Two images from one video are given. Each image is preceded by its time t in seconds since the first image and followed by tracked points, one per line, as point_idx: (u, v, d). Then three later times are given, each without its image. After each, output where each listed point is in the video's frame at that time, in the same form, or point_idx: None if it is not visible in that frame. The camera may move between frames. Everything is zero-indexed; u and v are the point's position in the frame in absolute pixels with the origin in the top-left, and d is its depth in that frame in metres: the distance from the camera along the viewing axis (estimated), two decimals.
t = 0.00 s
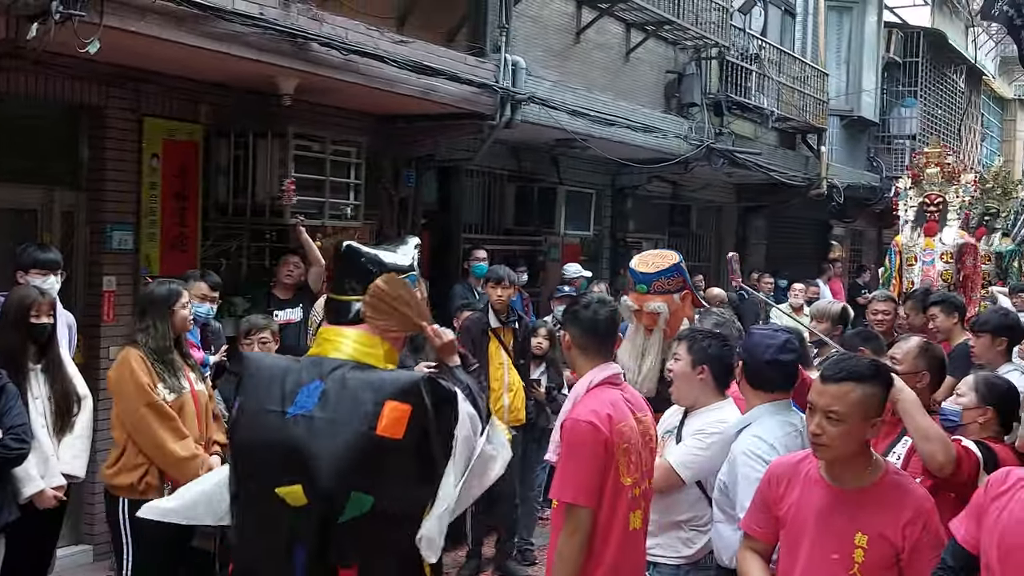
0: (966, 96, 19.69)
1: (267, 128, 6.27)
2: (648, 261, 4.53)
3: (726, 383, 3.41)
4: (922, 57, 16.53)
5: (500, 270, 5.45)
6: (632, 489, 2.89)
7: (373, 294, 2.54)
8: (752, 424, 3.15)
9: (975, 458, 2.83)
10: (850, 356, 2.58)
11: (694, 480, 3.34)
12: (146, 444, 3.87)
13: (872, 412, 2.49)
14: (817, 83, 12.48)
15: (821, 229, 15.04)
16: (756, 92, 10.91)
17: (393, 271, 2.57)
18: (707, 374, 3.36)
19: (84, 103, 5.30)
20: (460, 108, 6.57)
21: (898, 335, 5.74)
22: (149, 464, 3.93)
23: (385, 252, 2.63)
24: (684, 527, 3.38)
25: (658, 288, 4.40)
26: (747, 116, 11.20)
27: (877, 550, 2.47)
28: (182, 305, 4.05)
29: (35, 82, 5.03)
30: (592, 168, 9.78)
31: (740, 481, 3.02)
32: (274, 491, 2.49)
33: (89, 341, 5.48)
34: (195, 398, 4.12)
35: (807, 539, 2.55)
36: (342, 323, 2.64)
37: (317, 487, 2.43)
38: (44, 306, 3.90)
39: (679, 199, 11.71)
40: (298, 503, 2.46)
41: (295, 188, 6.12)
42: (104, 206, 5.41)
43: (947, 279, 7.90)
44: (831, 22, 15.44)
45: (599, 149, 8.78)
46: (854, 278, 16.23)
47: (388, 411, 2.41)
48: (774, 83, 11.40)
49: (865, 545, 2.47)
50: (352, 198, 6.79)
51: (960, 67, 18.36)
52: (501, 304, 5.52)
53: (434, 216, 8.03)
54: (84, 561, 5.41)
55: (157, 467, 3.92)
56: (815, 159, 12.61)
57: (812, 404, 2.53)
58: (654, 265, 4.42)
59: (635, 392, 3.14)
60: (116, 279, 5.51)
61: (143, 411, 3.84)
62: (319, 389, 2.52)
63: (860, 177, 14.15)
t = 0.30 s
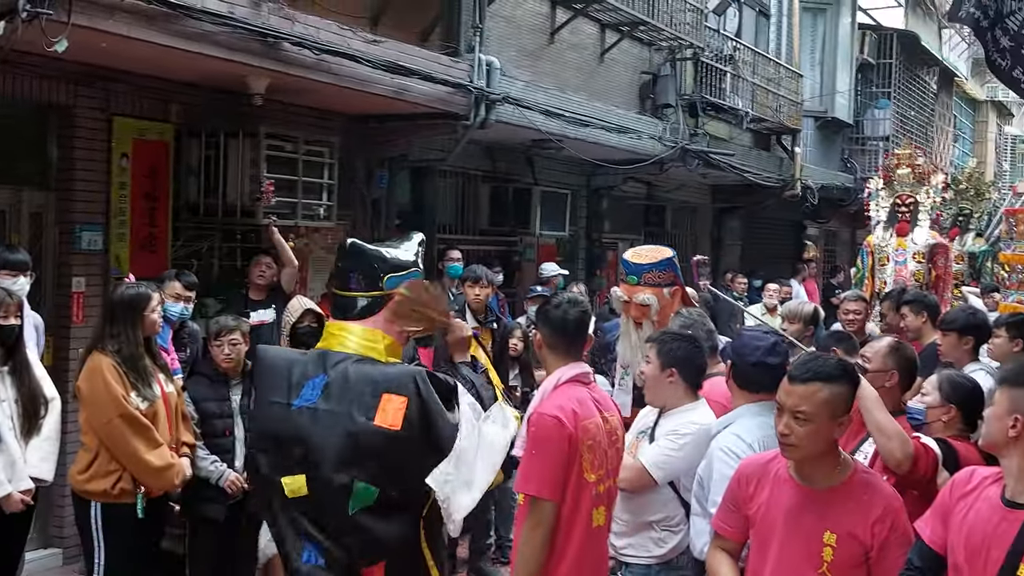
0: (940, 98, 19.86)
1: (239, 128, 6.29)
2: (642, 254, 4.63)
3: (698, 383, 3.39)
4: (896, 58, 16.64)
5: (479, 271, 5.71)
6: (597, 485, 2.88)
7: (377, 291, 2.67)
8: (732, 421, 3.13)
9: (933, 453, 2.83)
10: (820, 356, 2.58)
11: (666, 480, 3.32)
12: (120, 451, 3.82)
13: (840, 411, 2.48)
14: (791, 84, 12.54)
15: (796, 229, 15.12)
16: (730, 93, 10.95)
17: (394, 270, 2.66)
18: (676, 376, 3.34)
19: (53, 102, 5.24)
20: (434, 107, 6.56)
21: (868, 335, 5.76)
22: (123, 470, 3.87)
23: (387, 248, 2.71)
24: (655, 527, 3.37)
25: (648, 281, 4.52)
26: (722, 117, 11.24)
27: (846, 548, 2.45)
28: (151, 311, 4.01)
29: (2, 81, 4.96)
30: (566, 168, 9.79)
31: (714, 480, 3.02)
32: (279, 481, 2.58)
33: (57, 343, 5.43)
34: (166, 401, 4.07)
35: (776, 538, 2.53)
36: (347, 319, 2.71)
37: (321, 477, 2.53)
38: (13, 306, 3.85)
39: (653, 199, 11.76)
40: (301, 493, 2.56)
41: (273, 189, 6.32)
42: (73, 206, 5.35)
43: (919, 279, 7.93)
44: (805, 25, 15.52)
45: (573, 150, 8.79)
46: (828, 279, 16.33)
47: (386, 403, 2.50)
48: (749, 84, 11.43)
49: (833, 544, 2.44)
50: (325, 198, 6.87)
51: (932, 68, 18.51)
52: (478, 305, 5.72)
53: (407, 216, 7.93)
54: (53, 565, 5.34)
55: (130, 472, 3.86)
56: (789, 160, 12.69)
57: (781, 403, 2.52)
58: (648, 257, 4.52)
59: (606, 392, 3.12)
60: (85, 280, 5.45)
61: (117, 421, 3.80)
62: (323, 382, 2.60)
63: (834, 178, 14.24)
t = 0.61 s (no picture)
0: (921, 96, 19.99)
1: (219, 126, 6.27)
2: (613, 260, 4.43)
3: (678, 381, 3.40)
4: (877, 57, 16.75)
5: (463, 268, 5.66)
6: (572, 479, 2.88)
7: (378, 285, 2.98)
8: (721, 417, 3.13)
9: (902, 447, 2.85)
10: (800, 353, 2.58)
11: (646, 478, 3.32)
12: (100, 454, 3.77)
13: (820, 408, 2.48)
14: (774, 83, 12.58)
15: (778, 227, 15.20)
16: (712, 91, 10.98)
17: (391, 267, 2.97)
18: (648, 379, 3.34)
19: (30, 99, 5.20)
20: (416, 105, 6.56)
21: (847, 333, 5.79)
22: (104, 472, 3.83)
23: (384, 246, 3.03)
24: (636, 524, 3.37)
25: (623, 290, 4.34)
26: (704, 115, 11.26)
27: (825, 544, 2.45)
28: (133, 313, 3.94)
29: None
30: (548, 166, 9.80)
31: (697, 475, 3.02)
32: (290, 473, 2.86)
33: (35, 341, 5.39)
34: (146, 402, 4.03)
35: (757, 534, 2.53)
36: (350, 314, 3.01)
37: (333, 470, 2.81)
38: None
39: (636, 197, 11.79)
40: (310, 485, 2.84)
41: (261, 188, 6.33)
42: (51, 204, 5.31)
43: (899, 276, 7.99)
44: (786, 24, 15.52)
45: (556, 147, 8.80)
46: (810, 276, 16.42)
47: (389, 395, 2.80)
48: (730, 82, 11.47)
49: (813, 540, 2.45)
50: (306, 196, 6.86)
51: (913, 66, 18.64)
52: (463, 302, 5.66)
53: (390, 213, 7.88)
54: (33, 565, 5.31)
55: (111, 474, 3.82)
56: (771, 158, 12.74)
57: (760, 401, 2.52)
58: (619, 266, 4.33)
59: (583, 388, 3.13)
60: (64, 278, 5.42)
61: (98, 426, 3.76)
62: (328, 377, 2.89)
63: (816, 177, 14.31)
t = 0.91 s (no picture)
0: (916, 94, 20.02)
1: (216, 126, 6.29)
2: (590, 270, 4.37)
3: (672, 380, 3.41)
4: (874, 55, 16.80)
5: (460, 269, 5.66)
6: (555, 476, 2.91)
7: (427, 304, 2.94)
8: (712, 416, 3.14)
9: (890, 444, 2.86)
10: (791, 353, 2.60)
11: (635, 478, 3.31)
12: (96, 454, 3.80)
13: (811, 408, 2.50)
14: (770, 81, 12.60)
15: (775, 225, 15.23)
16: (709, 90, 11.00)
17: (440, 285, 2.93)
18: (640, 375, 3.36)
19: (28, 99, 5.22)
20: (412, 104, 6.57)
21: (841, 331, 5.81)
22: (98, 472, 3.85)
23: (432, 265, 3.00)
24: (627, 524, 3.39)
25: (605, 298, 4.23)
26: (700, 114, 11.29)
27: (819, 543, 2.45)
28: (133, 315, 3.97)
29: None
30: (545, 165, 9.82)
31: (691, 476, 3.02)
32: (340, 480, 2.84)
33: (33, 341, 5.41)
34: (142, 403, 4.05)
35: (751, 533, 2.54)
36: (397, 330, 2.97)
37: (377, 476, 2.78)
38: None
39: (632, 196, 11.82)
40: (358, 492, 2.81)
41: (264, 188, 6.48)
42: (48, 205, 5.33)
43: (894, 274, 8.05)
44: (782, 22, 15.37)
45: (552, 146, 8.84)
46: (806, 274, 16.46)
47: (437, 410, 2.75)
48: (726, 81, 11.48)
49: (807, 539, 2.46)
50: (302, 195, 6.90)
51: (909, 64, 18.69)
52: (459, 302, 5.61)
53: (386, 213, 7.98)
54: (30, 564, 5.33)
55: (105, 474, 3.84)
56: (767, 157, 12.78)
57: (753, 401, 2.53)
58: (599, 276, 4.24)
59: (572, 388, 3.16)
60: (62, 278, 5.44)
61: (94, 428, 3.78)
62: (379, 389, 2.85)
63: (812, 175, 14.34)
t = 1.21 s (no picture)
0: (912, 92, 20.04)
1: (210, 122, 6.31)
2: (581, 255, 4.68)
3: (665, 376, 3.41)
4: (869, 52, 16.85)
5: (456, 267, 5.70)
6: (545, 474, 2.90)
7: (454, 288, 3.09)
8: (701, 412, 3.13)
9: (873, 440, 2.86)
10: (783, 350, 2.59)
11: (620, 473, 3.32)
12: (88, 450, 3.79)
13: (803, 405, 2.49)
14: (765, 78, 12.60)
15: (770, 222, 15.24)
16: (704, 87, 11.01)
17: (461, 269, 3.09)
18: (631, 368, 3.37)
19: (21, 95, 5.19)
20: (406, 101, 6.57)
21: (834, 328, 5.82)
22: (90, 468, 3.85)
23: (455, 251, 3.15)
24: (615, 519, 3.39)
25: (591, 279, 4.56)
26: (695, 111, 11.29)
27: (811, 538, 2.47)
28: (131, 312, 3.99)
29: None
30: (540, 162, 9.83)
31: (681, 473, 3.01)
32: (371, 452, 2.95)
33: (27, 336, 5.39)
34: (136, 401, 4.04)
35: (743, 528, 2.54)
36: (421, 311, 3.12)
37: (405, 449, 2.90)
38: None
39: (627, 193, 11.82)
40: (391, 462, 2.92)
41: (264, 184, 6.51)
42: (42, 201, 5.31)
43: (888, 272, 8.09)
44: (778, 19, 15.42)
45: (547, 143, 8.84)
46: (801, 271, 16.48)
47: (466, 384, 2.91)
48: (722, 78, 11.49)
49: (799, 534, 2.46)
50: (297, 192, 6.89)
51: (904, 62, 18.72)
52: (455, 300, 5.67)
53: (381, 208, 7.95)
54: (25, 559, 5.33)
55: (97, 471, 3.84)
56: (762, 154, 12.79)
57: (745, 399, 2.53)
58: (587, 256, 4.58)
59: (565, 385, 3.14)
60: (56, 273, 5.42)
61: (88, 425, 3.77)
62: (406, 365, 2.98)
63: (808, 172, 14.35)
